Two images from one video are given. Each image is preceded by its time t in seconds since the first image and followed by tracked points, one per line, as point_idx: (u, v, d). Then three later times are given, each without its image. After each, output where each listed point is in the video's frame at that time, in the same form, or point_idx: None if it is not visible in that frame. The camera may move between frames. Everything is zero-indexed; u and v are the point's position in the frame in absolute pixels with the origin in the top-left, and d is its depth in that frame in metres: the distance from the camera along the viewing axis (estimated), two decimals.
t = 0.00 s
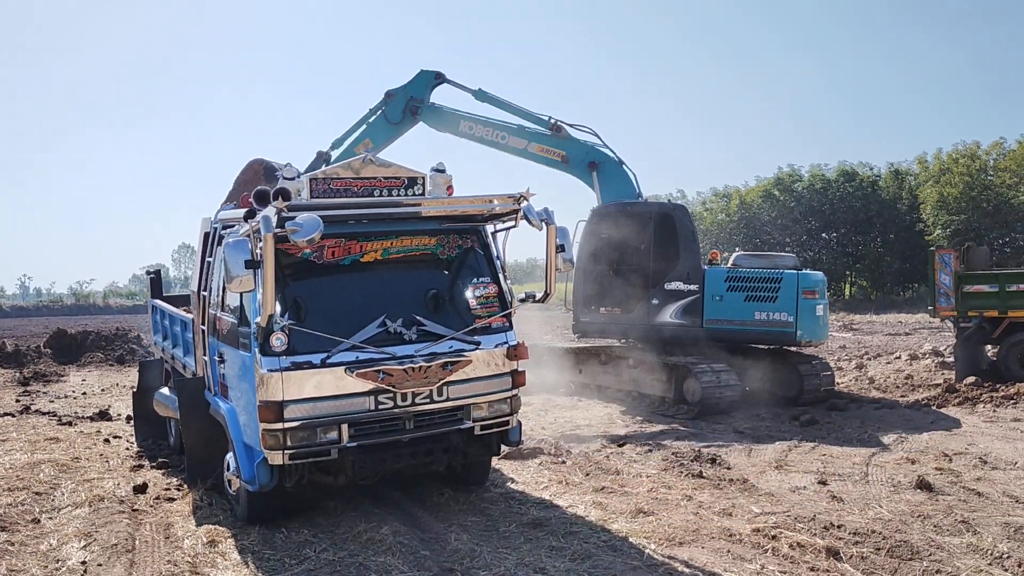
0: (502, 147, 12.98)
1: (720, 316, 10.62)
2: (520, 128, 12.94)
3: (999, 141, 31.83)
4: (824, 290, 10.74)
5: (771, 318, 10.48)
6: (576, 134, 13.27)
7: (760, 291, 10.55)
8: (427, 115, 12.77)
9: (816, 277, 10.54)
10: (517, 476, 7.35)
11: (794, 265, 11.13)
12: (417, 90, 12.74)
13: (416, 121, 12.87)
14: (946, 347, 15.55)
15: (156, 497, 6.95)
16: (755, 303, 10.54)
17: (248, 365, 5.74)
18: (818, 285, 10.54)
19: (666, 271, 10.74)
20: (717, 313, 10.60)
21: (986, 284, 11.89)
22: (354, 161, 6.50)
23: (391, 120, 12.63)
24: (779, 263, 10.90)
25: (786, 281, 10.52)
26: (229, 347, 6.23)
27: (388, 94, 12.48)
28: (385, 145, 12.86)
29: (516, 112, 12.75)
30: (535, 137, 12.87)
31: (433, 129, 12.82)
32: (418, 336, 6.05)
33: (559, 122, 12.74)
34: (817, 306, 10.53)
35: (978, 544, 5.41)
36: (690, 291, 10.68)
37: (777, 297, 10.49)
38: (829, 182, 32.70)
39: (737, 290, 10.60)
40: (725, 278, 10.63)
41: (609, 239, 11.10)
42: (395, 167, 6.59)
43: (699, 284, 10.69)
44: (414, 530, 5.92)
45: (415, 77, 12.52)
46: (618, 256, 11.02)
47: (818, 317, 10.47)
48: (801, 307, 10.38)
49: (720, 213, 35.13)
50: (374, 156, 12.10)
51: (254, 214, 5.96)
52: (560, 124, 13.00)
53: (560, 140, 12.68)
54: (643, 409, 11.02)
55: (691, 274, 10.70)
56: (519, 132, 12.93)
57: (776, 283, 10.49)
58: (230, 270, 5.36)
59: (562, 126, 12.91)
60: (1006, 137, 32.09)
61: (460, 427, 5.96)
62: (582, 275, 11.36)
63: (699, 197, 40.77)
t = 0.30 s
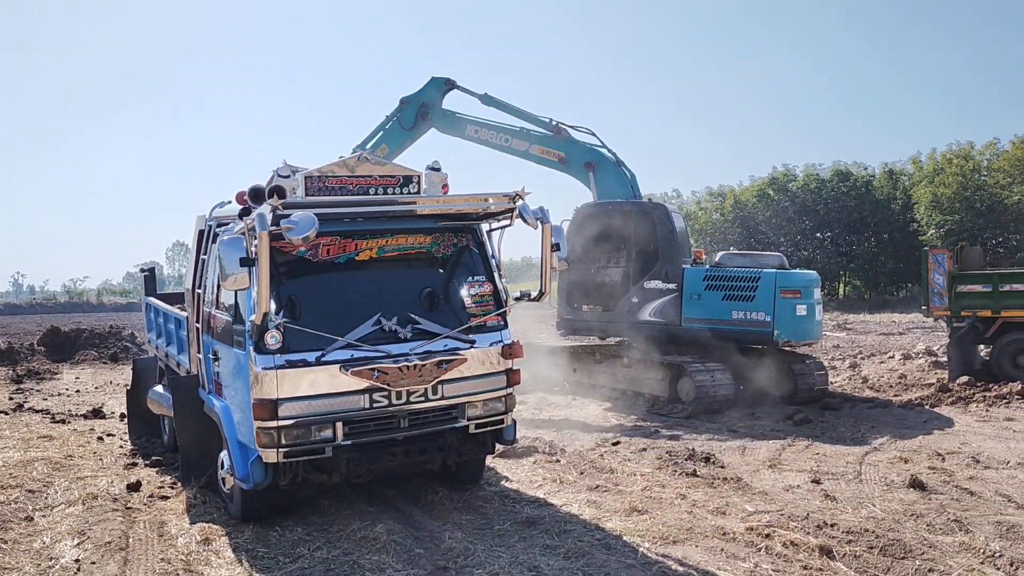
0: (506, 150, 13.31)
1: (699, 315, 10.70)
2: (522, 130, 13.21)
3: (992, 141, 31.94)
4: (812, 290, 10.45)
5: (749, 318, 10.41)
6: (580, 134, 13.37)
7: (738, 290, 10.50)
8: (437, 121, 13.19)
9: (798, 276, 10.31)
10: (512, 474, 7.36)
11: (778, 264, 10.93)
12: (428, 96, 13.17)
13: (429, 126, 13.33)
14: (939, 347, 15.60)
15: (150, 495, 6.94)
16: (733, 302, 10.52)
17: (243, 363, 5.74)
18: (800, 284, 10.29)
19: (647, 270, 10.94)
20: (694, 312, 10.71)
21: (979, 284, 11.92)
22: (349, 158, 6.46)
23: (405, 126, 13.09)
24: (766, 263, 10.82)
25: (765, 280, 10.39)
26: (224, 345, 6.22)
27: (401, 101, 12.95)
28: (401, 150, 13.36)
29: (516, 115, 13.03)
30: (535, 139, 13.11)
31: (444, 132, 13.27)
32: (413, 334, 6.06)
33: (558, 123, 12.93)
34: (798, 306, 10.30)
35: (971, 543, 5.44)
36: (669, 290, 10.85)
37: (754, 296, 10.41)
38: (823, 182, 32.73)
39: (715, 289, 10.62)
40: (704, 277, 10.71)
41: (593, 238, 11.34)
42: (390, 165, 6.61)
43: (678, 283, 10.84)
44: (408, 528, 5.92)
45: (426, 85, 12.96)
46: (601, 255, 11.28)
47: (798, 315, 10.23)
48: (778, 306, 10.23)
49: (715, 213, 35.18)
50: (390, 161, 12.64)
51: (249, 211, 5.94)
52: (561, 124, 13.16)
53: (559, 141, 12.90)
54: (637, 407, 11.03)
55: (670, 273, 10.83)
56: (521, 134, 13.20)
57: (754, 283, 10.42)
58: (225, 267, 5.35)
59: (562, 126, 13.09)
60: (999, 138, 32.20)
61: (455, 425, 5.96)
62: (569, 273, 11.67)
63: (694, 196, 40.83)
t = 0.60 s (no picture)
0: (508, 152, 13.40)
1: (677, 314, 10.77)
2: (522, 132, 13.28)
3: (981, 142, 32.11)
4: (792, 291, 10.36)
5: (725, 317, 10.41)
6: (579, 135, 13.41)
7: (716, 289, 10.52)
8: (445, 124, 13.41)
9: (775, 276, 10.28)
10: (503, 474, 7.36)
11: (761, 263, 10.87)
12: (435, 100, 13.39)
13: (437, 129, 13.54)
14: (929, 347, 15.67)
15: (140, 495, 6.91)
16: (711, 302, 10.54)
17: (233, 362, 5.72)
18: (778, 284, 10.24)
19: (628, 270, 11.04)
20: (672, 311, 10.79)
21: (968, 284, 12.00)
22: (341, 158, 6.47)
23: (414, 130, 13.33)
24: (747, 263, 10.81)
25: (741, 280, 10.38)
26: (215, 345, 6.20)
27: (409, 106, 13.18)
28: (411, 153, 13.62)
29: (515, 117, 13.11)
30: (534, 141, 13.17)
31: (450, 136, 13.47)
32: (404, 334, 6.06)
33: (556, 125, 12.99)
34: (776, 306, 10.23)
35: (960, 541, 5.46)
36: (647, 289, 10.94)
37: (731, 296, 10.41)
38: (814, 183, 32.88)
39: (694, 289, 10.66)
40: (682, 277, 10.77)
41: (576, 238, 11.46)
42: (381, 165, 6.62)
43: (657, 283, 10.92)
44: (399, 528, 5.92)
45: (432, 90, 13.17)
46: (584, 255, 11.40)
47: (774, 315, 10.20)
48: (753, 306, 10.21)
49: (706, 212, 35.26)
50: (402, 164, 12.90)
51: (239, 210, 5.92)
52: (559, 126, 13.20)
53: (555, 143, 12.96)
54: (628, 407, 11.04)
55: (650, 273, 10.91)
56: (521, 136, 13.27)
57: (731, 282, 10.44)
58: (215, 266, 5.33)
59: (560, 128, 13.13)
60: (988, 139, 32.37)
61: (446, 425, 5.95)
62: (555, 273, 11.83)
63: (685, 196, 40.92)
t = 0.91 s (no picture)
0: (505, 153, 13.42)
1: (658, 313, 10.85)
2: (519, 133, 13.30)
3: (968, 142, 32.31)
4: (773, 290, 10.27)
5: (705, 317, 10.43)
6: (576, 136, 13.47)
7: (695, 289, 10.54)
8: (446, 127, 13.38)
9: (755, 275, 10.22)
10: (493, 473, 7.36)
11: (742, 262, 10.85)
12: (437, 103, 13.35)
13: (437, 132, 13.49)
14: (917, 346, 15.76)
15: (128, 495, 6.88)
16: (690, 301, 10.58)
17: (222, 362, 5.70)
18: (757, 283, 10.18)
19: (611, 269, 11.16)
20: (654, 311, 10.88)
21: (956, 283, 12.07)
22: (331, 157, 6.43)
23: (416, 132, 13.26)
24: (728, 263, 10.77)
25: (719, 279, 10.37)
26: (203, 345, 6.18)
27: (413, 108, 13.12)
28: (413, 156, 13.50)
29: (512, 118, 13.13)
30: (530, 142, 13.19)
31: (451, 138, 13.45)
32: (394, 333, 6.05)
33: (552, 126, 13.00)
34: (755, 305, 10.18)
35: (947, 540, 5.50)
36: (629, 288, 11.04)
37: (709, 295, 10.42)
38: (803, 182, 33.03)
39: (674, 288, 10.72)
40: (663, 276, 10.84)
41: (562, 237, 11.57)
42: (371, 164, 6.61)
43: (639, 283, 11.02)
44: (389, 528, 5.91)
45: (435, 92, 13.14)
46: (568, 254, 11.53)
47: (751, 314, 10.16)
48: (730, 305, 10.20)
49: (695, 212, 35.35)
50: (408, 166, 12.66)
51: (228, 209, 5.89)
52: (555, 126, 13.22)
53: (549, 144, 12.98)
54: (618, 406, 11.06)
55: (632, 272, 11.01)
56: (518, 137, 13.29)
57: (710, 282, 10.44)
58: (203, 266, 5.31)
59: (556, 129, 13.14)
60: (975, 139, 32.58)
61: (436, 425, 5.95)
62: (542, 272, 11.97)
63: (674, 196, 41.01)
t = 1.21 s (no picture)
0: (506, 154, 13.45)
1: (645, 313, 10.90)
2: (518, 134, 13.32)
3: (961, 143, 32.43)
4: (760, 291, 10.26)
5: (690, 317, 10.45)
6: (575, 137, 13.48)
7: (682, 288, 10.56)
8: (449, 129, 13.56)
9: (740, 276, 10.23)
10: (488, 474, 7.36)
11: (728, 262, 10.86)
12: (440, 105, 13.55)
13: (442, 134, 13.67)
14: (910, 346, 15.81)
15: (122, 495, 6.86)
16: (676, 301, 10.60)
17: (216, 362, 5.69)
18: (742, 283, 10.19)
19: (600, 269, 11.23)
20: (641, 311, 10.93)
21: (949, 284, 12.13)
22: (324, 156, 6.47)
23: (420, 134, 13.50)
24: (716, 263, 10.79)
25: (705, 279, 10.38)
26: (197, 344, 6.17)
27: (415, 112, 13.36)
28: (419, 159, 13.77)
29: (511, 119, 13.15)
30: (529, 143, 13.21)
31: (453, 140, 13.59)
32: (389, 333, 6.04)
33: (551, 127, 13.01)
34: (740, 306, 10.18)
35: (940, 540, 5.51)
36: (617, 288, 11.10)
37: (695, 295, 10.43)
38: (796, 183, 33.14)
39: (661, 288, 10.76)
40: (650, 276, 10.88)
41: (553, 238, 11.63)
42: (365, 164, 6.59)
43: (627, 282, 11.08)
44: (383, 528, 5.90)
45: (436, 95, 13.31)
46: (558, 255, 11.59)
47: (736, 314, 10.16)
48: (715, 305, 10.21)
49: (689, 212, 35.39)
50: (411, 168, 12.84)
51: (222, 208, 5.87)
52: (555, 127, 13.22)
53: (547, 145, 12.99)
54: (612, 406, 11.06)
55: (620, 272, 11.08)
56: (518, 138, 13.31)
57: (696, 282, 10.45)
58: (197, 266, 5.30)
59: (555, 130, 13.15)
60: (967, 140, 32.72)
61: (430, 424, 5.94)
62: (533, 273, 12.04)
63: (668, 197, 41.06)
